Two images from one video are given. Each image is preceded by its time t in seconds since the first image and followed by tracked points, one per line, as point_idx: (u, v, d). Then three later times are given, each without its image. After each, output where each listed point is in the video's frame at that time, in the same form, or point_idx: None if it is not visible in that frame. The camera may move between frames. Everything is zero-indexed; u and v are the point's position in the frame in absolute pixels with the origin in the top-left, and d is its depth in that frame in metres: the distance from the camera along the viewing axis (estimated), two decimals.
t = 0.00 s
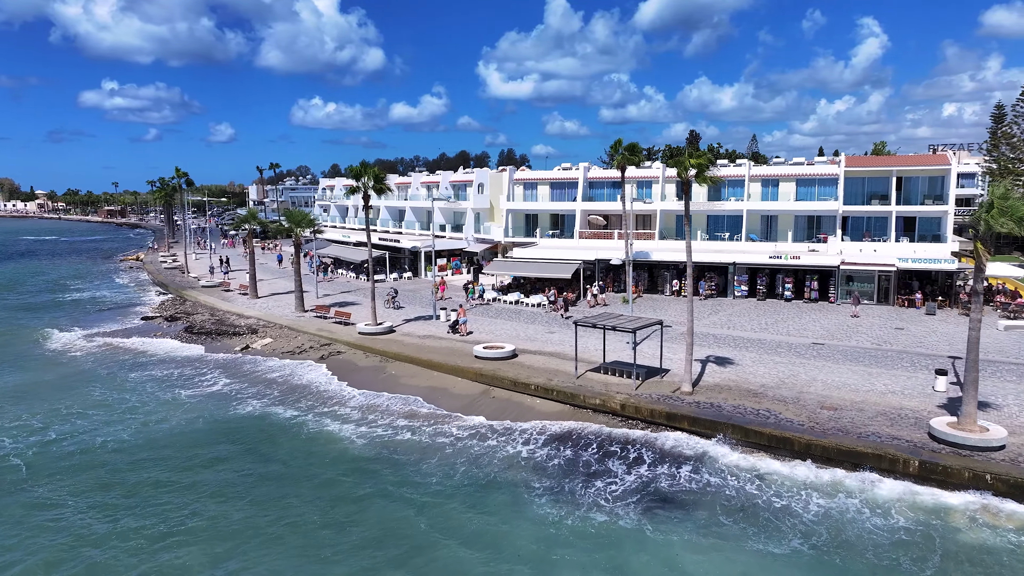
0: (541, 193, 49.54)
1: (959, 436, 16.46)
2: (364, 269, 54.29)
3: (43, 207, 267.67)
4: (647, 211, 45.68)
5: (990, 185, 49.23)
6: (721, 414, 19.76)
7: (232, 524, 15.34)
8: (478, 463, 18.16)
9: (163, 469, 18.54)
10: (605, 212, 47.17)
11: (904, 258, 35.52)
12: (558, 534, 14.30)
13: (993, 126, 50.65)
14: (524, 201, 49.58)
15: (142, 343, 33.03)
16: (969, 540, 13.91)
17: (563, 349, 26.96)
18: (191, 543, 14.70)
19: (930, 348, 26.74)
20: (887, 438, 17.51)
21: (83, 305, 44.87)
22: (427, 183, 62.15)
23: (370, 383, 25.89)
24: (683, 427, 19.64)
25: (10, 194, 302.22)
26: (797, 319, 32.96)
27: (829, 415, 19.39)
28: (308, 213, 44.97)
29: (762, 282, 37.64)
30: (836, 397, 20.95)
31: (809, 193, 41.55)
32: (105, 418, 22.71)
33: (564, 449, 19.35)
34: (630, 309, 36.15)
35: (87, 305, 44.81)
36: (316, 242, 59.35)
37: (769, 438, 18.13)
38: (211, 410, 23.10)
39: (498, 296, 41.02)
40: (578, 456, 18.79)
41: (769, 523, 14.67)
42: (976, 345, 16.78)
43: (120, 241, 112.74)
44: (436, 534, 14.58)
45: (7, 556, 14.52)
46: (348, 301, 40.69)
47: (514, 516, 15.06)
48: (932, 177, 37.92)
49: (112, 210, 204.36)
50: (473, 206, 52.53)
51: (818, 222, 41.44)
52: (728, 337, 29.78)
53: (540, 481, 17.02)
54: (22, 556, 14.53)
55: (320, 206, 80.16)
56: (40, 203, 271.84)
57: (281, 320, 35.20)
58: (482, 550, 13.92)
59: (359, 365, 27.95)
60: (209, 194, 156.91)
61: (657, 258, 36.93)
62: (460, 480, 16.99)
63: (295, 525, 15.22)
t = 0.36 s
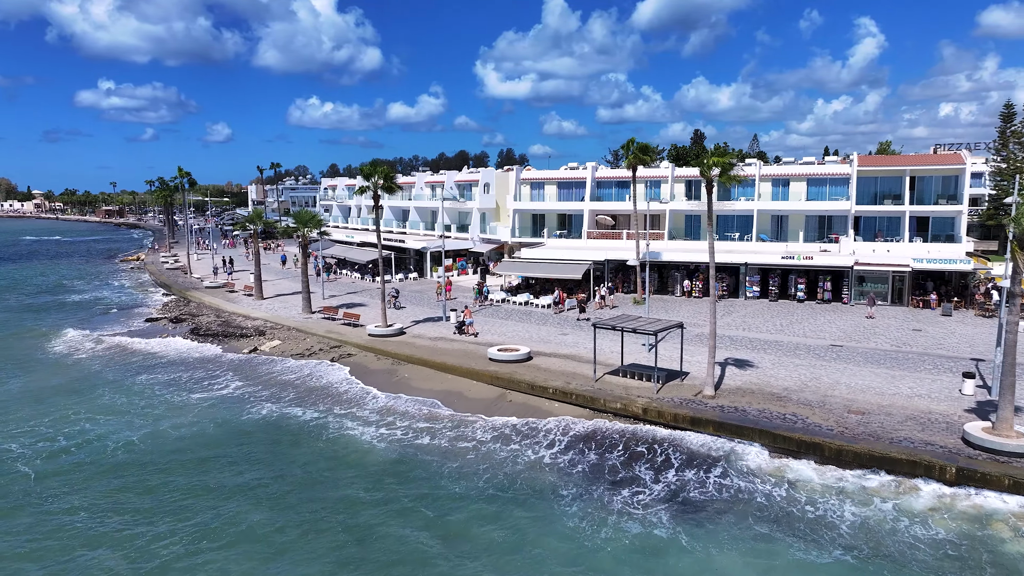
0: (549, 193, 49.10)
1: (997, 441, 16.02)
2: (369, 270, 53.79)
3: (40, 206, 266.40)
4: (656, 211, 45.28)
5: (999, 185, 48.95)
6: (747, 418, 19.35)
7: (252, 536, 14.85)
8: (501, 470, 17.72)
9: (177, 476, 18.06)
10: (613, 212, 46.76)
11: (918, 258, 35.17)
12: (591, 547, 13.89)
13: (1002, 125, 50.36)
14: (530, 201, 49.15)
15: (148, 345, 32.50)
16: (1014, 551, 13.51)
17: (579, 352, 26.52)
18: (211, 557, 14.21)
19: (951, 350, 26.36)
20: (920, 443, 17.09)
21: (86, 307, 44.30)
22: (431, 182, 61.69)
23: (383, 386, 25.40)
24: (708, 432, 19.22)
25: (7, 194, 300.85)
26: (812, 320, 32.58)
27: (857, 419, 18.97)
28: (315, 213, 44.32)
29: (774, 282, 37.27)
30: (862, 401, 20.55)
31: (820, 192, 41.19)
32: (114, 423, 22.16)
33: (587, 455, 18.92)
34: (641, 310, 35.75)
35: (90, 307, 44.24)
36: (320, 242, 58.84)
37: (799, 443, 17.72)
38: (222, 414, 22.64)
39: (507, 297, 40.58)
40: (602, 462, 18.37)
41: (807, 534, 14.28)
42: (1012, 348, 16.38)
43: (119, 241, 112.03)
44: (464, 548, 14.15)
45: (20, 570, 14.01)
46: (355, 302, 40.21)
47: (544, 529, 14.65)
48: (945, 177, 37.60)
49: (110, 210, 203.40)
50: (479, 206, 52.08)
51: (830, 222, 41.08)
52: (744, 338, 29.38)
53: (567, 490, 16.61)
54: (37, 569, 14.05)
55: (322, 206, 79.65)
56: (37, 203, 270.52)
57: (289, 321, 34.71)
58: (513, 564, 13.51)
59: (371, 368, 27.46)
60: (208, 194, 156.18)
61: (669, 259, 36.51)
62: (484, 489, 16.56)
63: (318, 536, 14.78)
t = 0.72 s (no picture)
0: (555, 193, 48.63)
1: None
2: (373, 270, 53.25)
3: (37, 207, 265.29)
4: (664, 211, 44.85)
5: (1008, 184, 48.62)
6: (772, 423, 18.93)
7: (271, 549, 14.42)
8: (523, 479, 17.28)
9: (190, 485, 17.57)
10: (620, 212, 46.34)
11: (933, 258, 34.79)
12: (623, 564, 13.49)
13: (1012, 125, 49.96)
14: (537, 201, 48.69)
15: (152, 348, 31.97)
16: None
17: (594, 355, 26.08)
18: (229, 571, 13.77)
19: (971, 352, 25.97)
20: (954, 450, 16.64)
21: (87, 308, 43.69)
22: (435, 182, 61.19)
23: (395, 389, 24.91)
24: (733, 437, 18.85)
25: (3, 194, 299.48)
26: (827, 322, 32.20)
27: (886, 425, 18.50)
28: (322, 214, 43.78)
29: (786, 283, 36.87)
30: (888, 405, 20.11)
31: (831, 192, 40.84)
32: (123, 428, 21.68)
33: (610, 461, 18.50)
34: (652, 312, 35.30)
35: (92, 308, 43.62)
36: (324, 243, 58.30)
37: (827, 449, 17.32)
38: (233, 419, 22.14)
39: (516, 298, 40.12)
40: (624, 468, 17.97)
41: (846, 551, 13.86)
42: None
43: (118, 241, 111.23)
44: (493, 564, 13.74)
45: None
46: (362, 303, 39.71)
47: (573, 544, 14.27)
48: (959, 176, 37.26)
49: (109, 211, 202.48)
50: (484, 206, 51.62)
51: (841, 222, 40.72)
52: (760, 340, 28.95)
53: (592, 500, 16.18)
54: None
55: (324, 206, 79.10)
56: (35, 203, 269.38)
57: (296, 323, 34.20)
58: None
59: (381, 371, 26.96)
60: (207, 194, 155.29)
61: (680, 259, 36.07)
62: (508, 500, 16.13)
63: (339, 550, 14.35)
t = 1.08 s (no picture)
0: (562, 192, 48.21)
1: None
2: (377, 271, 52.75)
3: (34, 207, 263.98)
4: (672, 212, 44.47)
5: (1017, 184, 48.34)
6: (798, 428, 18.51)
7: (291, 561, 13.97)
8: (546, 486, 16.85)
9: (203, 492, 17.12)
10: (628, 212, 45.95)
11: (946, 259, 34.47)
12: None
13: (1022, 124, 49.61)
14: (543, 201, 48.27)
15: (157, 349, 31.45)
16: None
17: (610, 358, 25.67)
18: None
19: (991, 354, 25.61)
20: (988, 456, 16.23)
21: (89, 310, 43.13)
22: (438, 182, 60.72)
23: (407, 390, 24.44)
24: (757, 442, 18.46)
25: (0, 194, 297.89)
26: (841, 323, 31.84)
27: (915, 430, 18.11)
28: (329, 215, 43.33)
29: (798, 284, 36.51)
30: (915, 409, 19.71)
31: (841, 192, 40.49)
32: (131, 433, 21.13)
33: (633, 465, 18.09)
34: (663, 314, 34.89)
35: (93, 310, 43.06)
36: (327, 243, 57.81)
37: (857, 455, 16.92)
38: (244, 424, 21.66)
39: (524, 299, 39.69)
40: (648, 473, 17.57)
41: (885, 563, 13.49)
42: None
43: (117, 241, 110.49)
44: None
45: None
46: (368, 305, 39.24)
47: (604, 556, 13.88)
48: (972, 176, 36.94)
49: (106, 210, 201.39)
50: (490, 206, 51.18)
51: (851, 222, 40.36)
52: (776, 342, 28.56)
53: (619, 509, 15.72)
54: None
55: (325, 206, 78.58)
56: (32, 203, 268.02)
57: (303, 325, 33.73)
58: None
59: (392, 373, 26.51)
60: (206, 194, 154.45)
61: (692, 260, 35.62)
62: (533, 509, 15.72)
63: (361, 562, 13.92)
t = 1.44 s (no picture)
0: (569, 192, 47.76)
1: None
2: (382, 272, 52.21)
3: (31, 207, 262.74)
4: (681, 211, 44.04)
5: None
6: (826, 433, 18.07)
7: None
8: (571, 495, 16.39)
9: (216, 501, 16.62)
10: (635, 212, 45.51)
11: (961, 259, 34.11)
12: None
13: None
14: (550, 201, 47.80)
15: (161, 352, 30.89)
16: None
17: (626, 361, 25.23)
18: None
19: (1013, 356, 25.22)
20: None
21: (91, 311, 42.53)
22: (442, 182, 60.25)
23: (419, 393, 23.94)
24: (784, 448, 18.03)
25: None
26: (856, 324, 31.44)
27: (947, 435, 17.67)
28: (336, 215, 42.79)
29: (810, 285, 36.10)
30: (944, 413, 19.27)
31: (852, 192, 40.06)
32: (139, 439, 20.59)
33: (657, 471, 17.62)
34: (675, 315, 34.43)
35: (95, 311, 42.46)
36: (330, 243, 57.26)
37: (889, 462, 16.49)
38: (255, 429, 21.14)
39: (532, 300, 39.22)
40: (675, 481, 17.09)
41: None
42: None
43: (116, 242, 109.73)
44: None
45: None
46: (375, 306, 38.71)
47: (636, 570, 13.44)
48: (986, 175, 36.64)
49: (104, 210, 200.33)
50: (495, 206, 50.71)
51: (862, 222, 39.95)
52: (792, 344, 28.13)
53: (647, 519, 15.26)
54: None
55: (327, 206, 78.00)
56: (29, 203, 266.81)
57: (310, 326, 33.20)
58: None
59: (404, 376, 26.03)
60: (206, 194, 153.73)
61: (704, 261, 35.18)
62: (559, 521, 15.26)
63: None
